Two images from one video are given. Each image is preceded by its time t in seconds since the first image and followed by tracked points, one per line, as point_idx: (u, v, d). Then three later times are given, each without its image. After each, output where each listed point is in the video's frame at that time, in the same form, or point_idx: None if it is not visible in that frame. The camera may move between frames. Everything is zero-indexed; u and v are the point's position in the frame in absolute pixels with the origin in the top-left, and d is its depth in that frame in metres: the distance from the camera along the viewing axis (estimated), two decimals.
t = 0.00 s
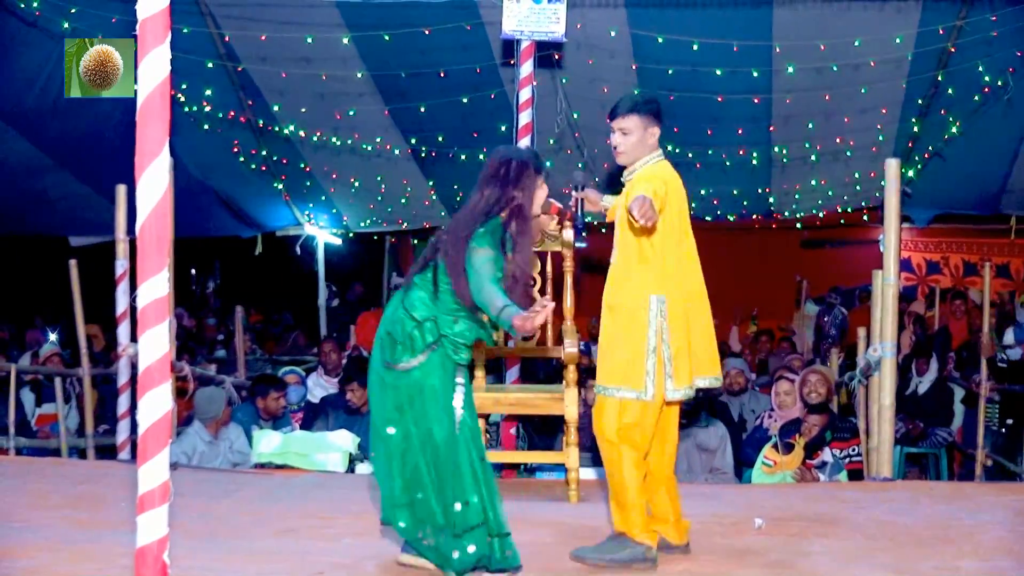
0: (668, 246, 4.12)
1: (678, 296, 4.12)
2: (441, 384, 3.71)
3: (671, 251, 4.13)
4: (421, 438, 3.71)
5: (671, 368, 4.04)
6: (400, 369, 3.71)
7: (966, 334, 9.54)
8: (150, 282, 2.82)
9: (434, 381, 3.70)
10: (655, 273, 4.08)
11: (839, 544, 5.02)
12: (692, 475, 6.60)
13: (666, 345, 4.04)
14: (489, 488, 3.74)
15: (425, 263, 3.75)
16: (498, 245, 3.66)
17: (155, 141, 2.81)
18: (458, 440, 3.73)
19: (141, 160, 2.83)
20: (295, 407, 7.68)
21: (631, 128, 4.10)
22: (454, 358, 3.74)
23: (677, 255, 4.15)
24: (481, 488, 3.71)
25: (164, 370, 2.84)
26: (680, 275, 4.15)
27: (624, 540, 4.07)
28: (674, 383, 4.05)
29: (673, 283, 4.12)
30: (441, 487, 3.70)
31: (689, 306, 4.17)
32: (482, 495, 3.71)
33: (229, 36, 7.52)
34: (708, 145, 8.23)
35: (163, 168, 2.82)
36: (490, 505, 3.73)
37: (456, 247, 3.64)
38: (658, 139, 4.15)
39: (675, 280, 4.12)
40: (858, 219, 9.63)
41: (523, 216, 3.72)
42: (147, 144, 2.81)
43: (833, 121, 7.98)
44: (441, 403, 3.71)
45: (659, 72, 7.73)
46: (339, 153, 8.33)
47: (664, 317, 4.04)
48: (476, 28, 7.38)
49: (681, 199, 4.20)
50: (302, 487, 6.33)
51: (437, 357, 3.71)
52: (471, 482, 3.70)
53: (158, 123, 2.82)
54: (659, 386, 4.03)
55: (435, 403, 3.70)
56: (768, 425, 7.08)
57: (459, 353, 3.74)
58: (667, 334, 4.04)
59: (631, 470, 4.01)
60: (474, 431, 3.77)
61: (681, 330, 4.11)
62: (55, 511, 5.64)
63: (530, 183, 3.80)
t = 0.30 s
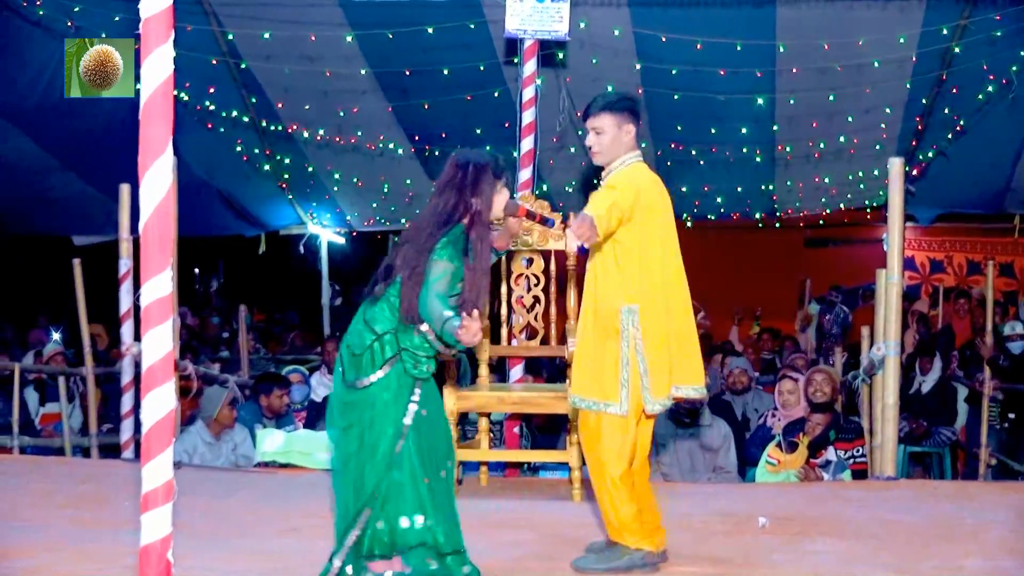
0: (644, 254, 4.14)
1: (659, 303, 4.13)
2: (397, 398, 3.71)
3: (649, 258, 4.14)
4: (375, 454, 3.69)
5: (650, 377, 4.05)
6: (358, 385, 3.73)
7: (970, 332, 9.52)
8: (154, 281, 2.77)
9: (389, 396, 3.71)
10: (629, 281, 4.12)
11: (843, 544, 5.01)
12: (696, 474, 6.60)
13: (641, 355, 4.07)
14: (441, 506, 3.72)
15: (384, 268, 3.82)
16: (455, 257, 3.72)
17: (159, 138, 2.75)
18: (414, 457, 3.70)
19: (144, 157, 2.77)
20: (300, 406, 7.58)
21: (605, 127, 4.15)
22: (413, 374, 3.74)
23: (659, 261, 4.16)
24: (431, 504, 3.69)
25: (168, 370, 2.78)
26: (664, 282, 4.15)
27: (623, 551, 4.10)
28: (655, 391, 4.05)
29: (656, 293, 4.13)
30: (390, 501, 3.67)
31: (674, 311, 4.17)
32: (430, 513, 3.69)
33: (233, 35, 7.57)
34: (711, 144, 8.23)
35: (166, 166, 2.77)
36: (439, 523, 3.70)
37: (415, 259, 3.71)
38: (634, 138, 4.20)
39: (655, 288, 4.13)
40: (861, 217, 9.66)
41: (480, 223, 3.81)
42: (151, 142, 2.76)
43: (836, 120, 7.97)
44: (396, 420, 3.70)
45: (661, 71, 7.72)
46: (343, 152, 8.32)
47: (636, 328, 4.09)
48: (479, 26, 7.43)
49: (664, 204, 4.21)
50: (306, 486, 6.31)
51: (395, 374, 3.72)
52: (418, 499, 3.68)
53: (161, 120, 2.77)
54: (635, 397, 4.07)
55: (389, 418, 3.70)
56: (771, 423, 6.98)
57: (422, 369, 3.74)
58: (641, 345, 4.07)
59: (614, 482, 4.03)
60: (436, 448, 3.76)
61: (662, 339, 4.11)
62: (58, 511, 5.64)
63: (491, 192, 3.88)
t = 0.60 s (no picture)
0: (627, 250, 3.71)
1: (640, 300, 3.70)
2: (361, 380, 3.50)
3: (632, 253, 3.72)
4: (332, 433, 3.49)
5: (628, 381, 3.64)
6: (324, 359, 3.54)
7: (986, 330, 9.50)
8: (169, 278, 2.52)
9: (354, 377, 3.50)
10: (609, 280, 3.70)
11: (860, 543, 4.98)
12: (710, 472, 6.59)
13: (617, 358, 3.65)
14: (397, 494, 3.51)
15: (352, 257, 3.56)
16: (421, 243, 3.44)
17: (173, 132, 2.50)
18: (372, 442, 3.49)
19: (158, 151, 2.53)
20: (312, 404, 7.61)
21: (586, 125, 3.76)
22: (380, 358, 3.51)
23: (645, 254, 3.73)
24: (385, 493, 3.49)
25: (184, 368, 2.53)
26: (650, 276, 3.72)
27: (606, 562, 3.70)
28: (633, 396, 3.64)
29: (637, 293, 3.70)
30: (341, 485, 3.46)
31: (663, 306, 3.72)
32: (381, 501, 3.48)
33: (248, 33, 7.62)
34: (725, 141, 8.22)
35: (181, 161, 2.52)
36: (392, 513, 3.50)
37: (372, 246, 3.44)
38: (618, 134, 3.80)
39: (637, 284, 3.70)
40: (874, 214, 9.56)
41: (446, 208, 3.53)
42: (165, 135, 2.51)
43: (851, 116, 7.95)
44: (357, 402, 3.48)
45: (676, 69, 7.71)
46: (356, 150, 8.37)
47: (613, 329, 3.67)
48: (494, 24, 7.46)
49: (647, 193, 3.78)
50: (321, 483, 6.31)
51: (361, 355, 3.50)
52: (369, 486, 3.47)
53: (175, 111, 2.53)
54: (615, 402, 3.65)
55: (352, 401, 3.48)
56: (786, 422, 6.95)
57: (392, 354, 3.52)
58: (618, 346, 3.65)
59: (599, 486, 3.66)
60: (401, 436, 3.54)
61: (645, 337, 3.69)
62: (73, 509, 5.64)
63: (462, 175, 3.59)
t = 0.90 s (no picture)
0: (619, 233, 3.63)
1: (633, 286, 3.63)
2: (334, 377, 3.48)
3: (622, 237, 3.64)
4: (311, 434, 3.47)
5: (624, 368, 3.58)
6: (302, 365, 3.52)
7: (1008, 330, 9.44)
8: (188, 278, 2.59)
9: (330, 375, 3.49)
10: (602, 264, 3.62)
11: (879, 544, 4.96)
12: (730, 472, 6.55)
13: (610, 345, 3.59)
14: (377, 494, 3.47)
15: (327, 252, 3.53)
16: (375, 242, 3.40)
17: (195, 136, 2.58)
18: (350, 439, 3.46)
19: (180, 154, 2.61)
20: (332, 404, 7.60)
21: (568, 111, 3.66)
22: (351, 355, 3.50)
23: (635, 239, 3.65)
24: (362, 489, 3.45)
25: (203, 366, 2.65)
26: (639, 261, 3.66)
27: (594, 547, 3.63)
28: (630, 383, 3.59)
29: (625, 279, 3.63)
30: (323, 482, 3.45)
31: (649, 292, 3.67)
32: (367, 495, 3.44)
33: (267, 33, 7.71)
34: (745, 141, 8.20)
35: (202, 165, 2.61)
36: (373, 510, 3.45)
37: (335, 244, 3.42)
38: (602, 120, 3.70)
39: (630, 268, 3.63)
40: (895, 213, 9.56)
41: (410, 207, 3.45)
42: (186, 138, 2.59)
43: (871, 116, 7.93)
44: (335, 397, 3.48)
45: (695, 68, 7.70)
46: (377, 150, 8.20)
47: (603, 316, 3.60)
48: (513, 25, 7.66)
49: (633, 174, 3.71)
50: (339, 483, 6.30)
51: (335, 351, 3.50)
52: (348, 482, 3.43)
53: (197, 117, 2.60)
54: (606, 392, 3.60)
55: (330, 395, 3.47)
56: (805, 422, 6.98)
57: (365, 350, 3.51)
58: (611, 333, 3.59)
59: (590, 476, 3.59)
60: (381, 435, 3.52)
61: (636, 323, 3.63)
62: (92, 508, 5.64)
63: (433, 172, 3.49)
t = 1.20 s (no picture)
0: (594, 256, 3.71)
1: (609, 310, 3.71)
2: (299, 391, 3.58)
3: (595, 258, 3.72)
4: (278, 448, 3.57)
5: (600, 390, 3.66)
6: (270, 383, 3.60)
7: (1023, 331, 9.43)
8: (204, 277, 2.75)
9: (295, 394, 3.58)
10: (580, 287, 3.70)
11: (897, 544, 4.97)
12: (746, 473, 6.54)
13: (586, 367, 3.67)
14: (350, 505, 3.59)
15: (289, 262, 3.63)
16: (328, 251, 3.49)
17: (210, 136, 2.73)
18: (316, 455, 3.56)
19: (197, 156, 2.76)
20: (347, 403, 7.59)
21: (545, 123, 3.76)
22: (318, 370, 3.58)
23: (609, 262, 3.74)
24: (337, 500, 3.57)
25: (218, 366, 2.79)
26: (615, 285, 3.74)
27: (547, 570, 3.69)
28: (607, 405, 3.66)
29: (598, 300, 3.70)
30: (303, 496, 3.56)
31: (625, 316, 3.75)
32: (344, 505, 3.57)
33: (284, 33, 7.84)
34: (761, 142, 8.18)
35: (218, 165, 2.75)
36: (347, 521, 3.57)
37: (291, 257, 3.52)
38: (579, 133, 3.81)
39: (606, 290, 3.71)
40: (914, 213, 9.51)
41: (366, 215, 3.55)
42: (203, 138, 2.74)
43: (887, 117, 7.94)
44: (305, 413, 3.57)
45: (712, 66, 7.73)
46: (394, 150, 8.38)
47: (579, 336, 3.67)
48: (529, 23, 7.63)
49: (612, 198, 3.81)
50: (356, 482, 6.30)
51: (300, 367, 3.58)
52: (317, 495, 3.55)
53: (213, 117, 2.75)
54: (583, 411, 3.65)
55: (302, 412, 3.57)
56: (822, 422, 6.94)
57: (332, 363, 3.58)
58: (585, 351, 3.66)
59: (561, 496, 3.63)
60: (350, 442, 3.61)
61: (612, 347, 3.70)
62: (111, 507, 5.65)
63: (385, 176, 3.58)
